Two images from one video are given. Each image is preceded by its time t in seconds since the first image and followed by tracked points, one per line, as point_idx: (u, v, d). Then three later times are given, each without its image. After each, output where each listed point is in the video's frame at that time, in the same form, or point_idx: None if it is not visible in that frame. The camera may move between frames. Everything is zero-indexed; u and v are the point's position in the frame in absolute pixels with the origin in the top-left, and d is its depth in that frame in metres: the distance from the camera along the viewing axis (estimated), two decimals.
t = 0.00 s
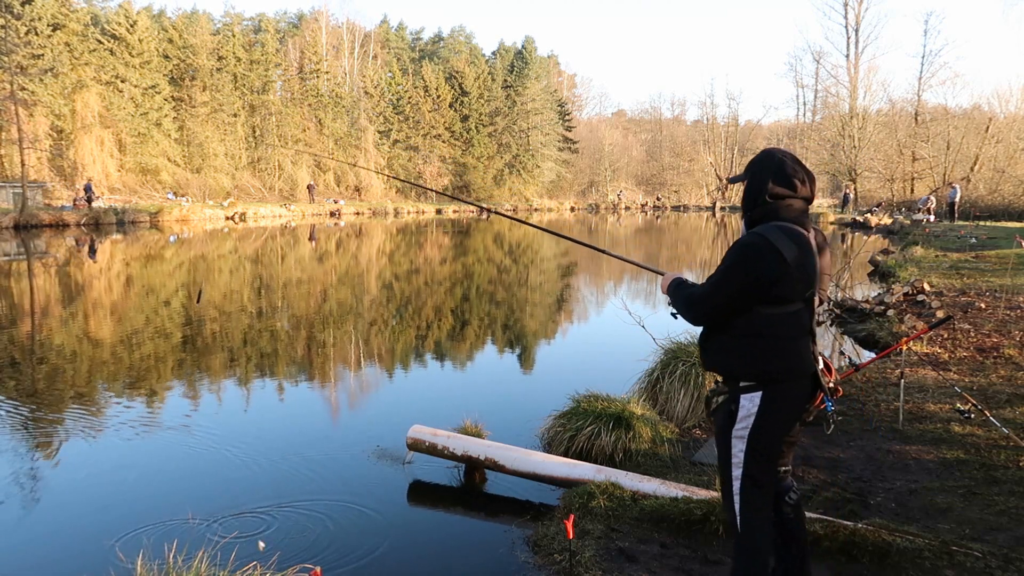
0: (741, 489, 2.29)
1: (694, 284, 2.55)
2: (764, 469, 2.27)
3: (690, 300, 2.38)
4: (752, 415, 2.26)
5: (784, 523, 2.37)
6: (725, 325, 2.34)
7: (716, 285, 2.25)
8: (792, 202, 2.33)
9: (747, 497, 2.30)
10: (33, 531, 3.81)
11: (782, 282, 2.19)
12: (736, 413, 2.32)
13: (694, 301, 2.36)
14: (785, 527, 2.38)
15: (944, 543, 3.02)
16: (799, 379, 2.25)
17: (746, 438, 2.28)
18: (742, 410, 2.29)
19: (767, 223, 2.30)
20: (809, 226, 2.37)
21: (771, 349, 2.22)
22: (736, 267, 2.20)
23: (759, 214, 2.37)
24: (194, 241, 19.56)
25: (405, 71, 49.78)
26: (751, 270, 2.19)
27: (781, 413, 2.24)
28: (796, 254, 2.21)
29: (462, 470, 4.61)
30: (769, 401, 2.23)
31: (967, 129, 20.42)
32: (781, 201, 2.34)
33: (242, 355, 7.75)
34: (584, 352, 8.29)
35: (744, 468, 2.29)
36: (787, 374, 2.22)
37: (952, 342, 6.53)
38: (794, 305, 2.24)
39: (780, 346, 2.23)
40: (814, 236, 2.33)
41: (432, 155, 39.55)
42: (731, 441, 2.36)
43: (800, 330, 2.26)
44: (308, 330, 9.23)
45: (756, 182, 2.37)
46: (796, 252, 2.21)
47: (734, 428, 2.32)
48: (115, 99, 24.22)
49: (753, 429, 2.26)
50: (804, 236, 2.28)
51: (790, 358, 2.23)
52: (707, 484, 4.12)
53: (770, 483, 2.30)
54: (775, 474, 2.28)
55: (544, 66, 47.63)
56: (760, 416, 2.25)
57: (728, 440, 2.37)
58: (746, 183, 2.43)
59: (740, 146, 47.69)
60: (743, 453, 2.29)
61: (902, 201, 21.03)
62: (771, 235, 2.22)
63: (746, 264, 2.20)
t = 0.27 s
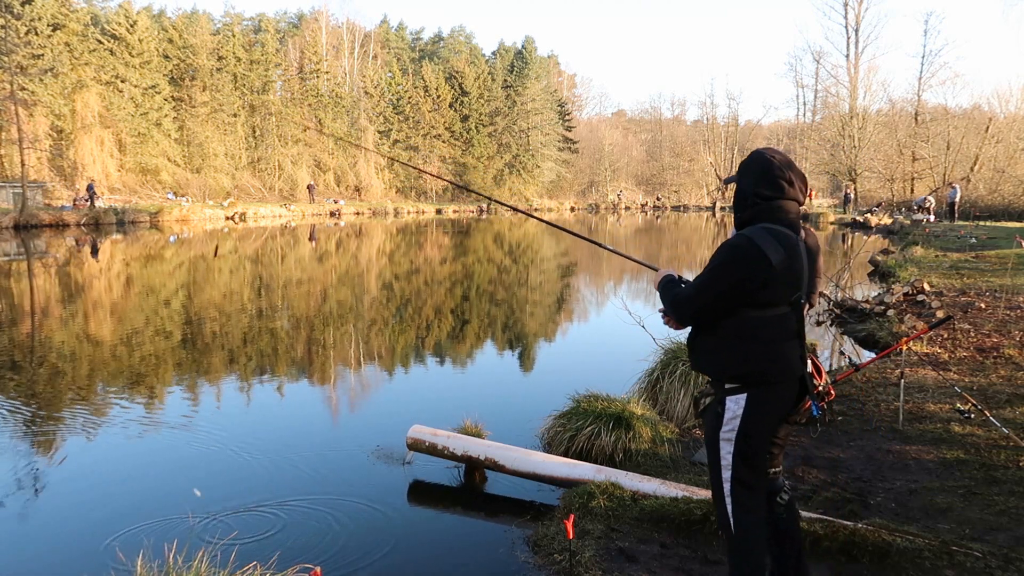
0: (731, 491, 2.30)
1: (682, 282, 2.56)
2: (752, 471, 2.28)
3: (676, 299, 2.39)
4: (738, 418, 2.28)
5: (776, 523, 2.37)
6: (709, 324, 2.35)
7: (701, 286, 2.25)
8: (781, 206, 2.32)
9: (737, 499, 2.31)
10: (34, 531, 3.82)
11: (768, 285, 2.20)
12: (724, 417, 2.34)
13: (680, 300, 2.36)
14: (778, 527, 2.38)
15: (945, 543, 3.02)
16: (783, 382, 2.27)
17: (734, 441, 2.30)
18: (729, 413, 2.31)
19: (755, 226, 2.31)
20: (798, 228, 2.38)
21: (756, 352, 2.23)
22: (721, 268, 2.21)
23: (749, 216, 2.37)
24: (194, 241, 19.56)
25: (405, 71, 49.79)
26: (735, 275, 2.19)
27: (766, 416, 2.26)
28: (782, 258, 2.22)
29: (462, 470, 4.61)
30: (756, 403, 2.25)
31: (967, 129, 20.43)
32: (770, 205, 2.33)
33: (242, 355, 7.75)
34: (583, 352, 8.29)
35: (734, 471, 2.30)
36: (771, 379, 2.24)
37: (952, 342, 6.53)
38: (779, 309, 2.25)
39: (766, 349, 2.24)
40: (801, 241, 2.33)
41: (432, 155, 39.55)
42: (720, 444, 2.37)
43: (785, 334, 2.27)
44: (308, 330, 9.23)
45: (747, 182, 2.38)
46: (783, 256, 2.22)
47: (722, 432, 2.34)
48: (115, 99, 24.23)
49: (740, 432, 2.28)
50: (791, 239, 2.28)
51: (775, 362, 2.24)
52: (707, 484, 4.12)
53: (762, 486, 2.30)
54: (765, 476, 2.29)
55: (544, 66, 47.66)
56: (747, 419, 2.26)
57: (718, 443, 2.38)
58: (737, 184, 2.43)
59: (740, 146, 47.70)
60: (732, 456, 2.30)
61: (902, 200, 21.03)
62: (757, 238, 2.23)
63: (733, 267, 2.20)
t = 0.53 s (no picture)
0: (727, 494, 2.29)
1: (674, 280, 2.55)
2: (747, 474, 2.27)
3: (665, 298, 2.38)
4: (729, 421, 2.28)
5: (771, 524, 2.38)
6: (699, 324, 2.35)
7: (690, 287, 2.25)
8: (773, 209, 2.33)
9: (733, 502, 2.29)
10: (33, 531, 3.81)
11: (755, 288, 2.21)
12: (717, 420, 2.33)
13: (669, 300, 2.36)
14: (774, 528, 2.38)
15: (945, 543, 3.02)
16: (772, 385, 2.28)
17: (728, 444, 2.29)
18: (720, 417, 2.31)
19: (746, 228, 2.31)
20: (790, 233, 2.38)
21: (745, 355, 2.24)
22: (711, 269, 2.20)
23: (740, 218, 2.37)
24: (194, 241, 19.56)
25: (405, 71, 49.79)
26: (724, 277, 2.19)
27: (756, 419, 2.26)
28: (772, 262, 2.22)
29: (462, 470, 4.61)
30: (746, 407, 2.25)
31: (967, 129, 20.42)
32: (762, 208, 2.34)
33: (242, 355, 7.75)
34: (583, 352, 8.29)
35: (729, 474, 2.29)
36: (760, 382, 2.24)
37: (952, 342, 6.53)
38: (768, 312, 2.26)
39: (756, 352, 2.24)
40: (793, 244, 2.33)
41: (432, 155, 39.54)
42: (714, 447, 2.36)
43: (774, 338, 2.28)
44: (308, 330, 9.23)
45: (740, 184, 2.38)
46: (772, 259, 2.22)
47: (715, 435, 2.33)
48: (115, 99, 24.22)
49: (733, 435, 2.27)
50: (782, 243, 2.28)
51: (765, 365, 2.25)
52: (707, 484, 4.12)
53: (756, 488, 2.30)
54: (760, 478, 2.29)
55: (544, 66, 47.67)
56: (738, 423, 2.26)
57: (711, 446, 2.37)
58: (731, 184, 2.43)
59: (740, 147, 47.71)
60: (726, 459, 2.29)
61: (902, 200, 21.01)
62: (747, 241, 2.23)
63: (723, 270, 2.20)
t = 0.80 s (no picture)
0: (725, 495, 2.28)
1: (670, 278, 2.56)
2: (745, 476, 2.27)
3: (662, 297, 2.38)
4: (728, 423, 2.27)
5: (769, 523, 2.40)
6: (696, 325, 2.35)
7: (688, 286, 2.24)
8: (771, 210, 2.34)
9: (731, 503, 2.29)
10: (33, 531, 3.80)
11: (751, 289, 2.21)
12: (714, 422, 2.32)
13: (665, 299, 2.36)
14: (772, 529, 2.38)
15: (945, 543, 3.02)
16: (771, 387, 2.28)
17: (726, 446, 2.28)
18: (718, 419, 2.30)
19: (744, 228, 2.31)
20: (789, 233, 2.38)
21: (743, 357, 2.24)
22: (706, 270, 2.21)
23: (738, 219, 2.37)
24: (194, 241, 19.56)
25: (405, 71, 49.79)
26: (722, 279, 2.19)
27: (754, 420, 2.26)
28: (771, 263, 2.22)
29: (462, 469, 4.61)
30: (744, 408, 2.25)
31: (967, 129, 20.41)
32: (759, 210, 2.34)
33: (241, 355, 7.75)
34: (583, 352, 8.30)
35: (728, 476, 2.28)
36: (758, 383, 2.25)
37: (951, 342, 6.53)
38: (766, 314, 2.26)
39: (753, 353, 2.24)
40: (791, 246, 2.34)
41: (432, 155, 39.53)
42: (712, 448, 2.35)
43: (772, 339, 2.28)
44: (308, 330, 9.22)
45: (736, 184, 2.38)
46: (770, 261, 2.23)
47: (713, 437, 2.32)
48: (115, 99, 24.22)
49: (731, 436, 2.26)
50: (780, 244, 2.28)
51: (763, 367, 2.25)
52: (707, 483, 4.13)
53: (754, 488, 2.30)
54: (758, 479, 2.29)
55: (544, 66, 47.69)
56: (736, 424, 2.26)
57: (709, 447, 2.35)
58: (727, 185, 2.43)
59: (740, 147, 47.70)
60: (723, 461, 2.28)
61: (902, 200, 21.01)
62: (744, 241, 2.23)
63: (721, 270, 2.19)
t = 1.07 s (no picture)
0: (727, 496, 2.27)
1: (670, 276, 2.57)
2: (746, 477, 2.27)
3: (662, 296, 2.38)
4: (729, 423, 2.27)
5: (770, 524, 2.39)
6: (697, 324, 2.35)
7: (690, 286, 2.25)
8: (771, 210, 2.34)
9: (733, 503, 2.29)
10: (33, 532, 3.80)
11: (753, 289, 2.21)
12: (716, 423, 2.32)
13: (666, 298, 2.37)
14: (772, 530, 2.39)
15: (945, 544, 3.02)
16: (772, 388, 2.29)
17: (727, 447, 2.28)
18: (719, 420, 2.30)
19: (745, 228, 2.31)
20: (790, 233, 2.38)
21: (745, 357, 2.24)
22: (708, 269, 2.21)
23: (738, 219, 2.38)
24: (194, 241, 19.56)
25: (405, 71, 49.80)
26: (724, 280, 2.19)
27: (755, 421, 2.26)
28: (772, 264, 2.22)
29: (462, 470, 4.61)
30: (746, 409, 2.26)
31: (967, 129, 20.40)
32: (761, 210, 2.34)
33: (242, 355, 7.76)
34: (583, 352, 8.29)
35: (729, 477, 2.28)
36: (759, 383, 2.25)
37: (952, 342, 6.53)
38: (766, 314, 2.27)
39: (755, 354, 2.25)
40: (792, 246, 2.34)
41: (432, 155, 39.53)
42: (713, 448, 2.35)
43: (773, 340, 2.28)
44: (308, 330, 9.23)
45: (737, 184, 2.38)
46: (772, 262, 2.23)
47: (714, 438, 2.32)
48: (115, 99, 24.23)
49: (732, 436, 2.26)
50: (781, 244, 2.28)
51: (765, 367, 2.25)
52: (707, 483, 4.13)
53: (754, 489, 2.30)
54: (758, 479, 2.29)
55: (544, 66, 47.71)
56: (738, 425, 2.26)
57: (711, 449, 2.35)
58: (728, 184, 2.43)
59: (740, 147, 47.69)
60: (725, 461, 2.28)
61: (902, 200, 21.01)
62: (745, 242, 2.23)
63: (723, 270, 2.19)
